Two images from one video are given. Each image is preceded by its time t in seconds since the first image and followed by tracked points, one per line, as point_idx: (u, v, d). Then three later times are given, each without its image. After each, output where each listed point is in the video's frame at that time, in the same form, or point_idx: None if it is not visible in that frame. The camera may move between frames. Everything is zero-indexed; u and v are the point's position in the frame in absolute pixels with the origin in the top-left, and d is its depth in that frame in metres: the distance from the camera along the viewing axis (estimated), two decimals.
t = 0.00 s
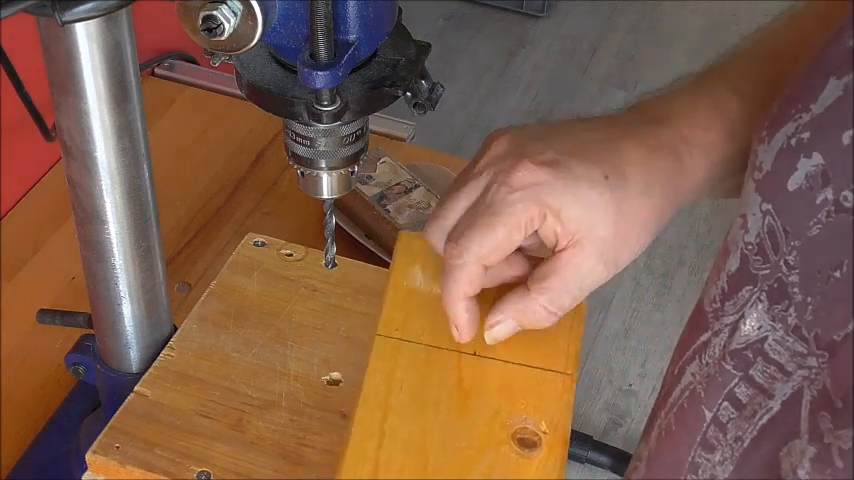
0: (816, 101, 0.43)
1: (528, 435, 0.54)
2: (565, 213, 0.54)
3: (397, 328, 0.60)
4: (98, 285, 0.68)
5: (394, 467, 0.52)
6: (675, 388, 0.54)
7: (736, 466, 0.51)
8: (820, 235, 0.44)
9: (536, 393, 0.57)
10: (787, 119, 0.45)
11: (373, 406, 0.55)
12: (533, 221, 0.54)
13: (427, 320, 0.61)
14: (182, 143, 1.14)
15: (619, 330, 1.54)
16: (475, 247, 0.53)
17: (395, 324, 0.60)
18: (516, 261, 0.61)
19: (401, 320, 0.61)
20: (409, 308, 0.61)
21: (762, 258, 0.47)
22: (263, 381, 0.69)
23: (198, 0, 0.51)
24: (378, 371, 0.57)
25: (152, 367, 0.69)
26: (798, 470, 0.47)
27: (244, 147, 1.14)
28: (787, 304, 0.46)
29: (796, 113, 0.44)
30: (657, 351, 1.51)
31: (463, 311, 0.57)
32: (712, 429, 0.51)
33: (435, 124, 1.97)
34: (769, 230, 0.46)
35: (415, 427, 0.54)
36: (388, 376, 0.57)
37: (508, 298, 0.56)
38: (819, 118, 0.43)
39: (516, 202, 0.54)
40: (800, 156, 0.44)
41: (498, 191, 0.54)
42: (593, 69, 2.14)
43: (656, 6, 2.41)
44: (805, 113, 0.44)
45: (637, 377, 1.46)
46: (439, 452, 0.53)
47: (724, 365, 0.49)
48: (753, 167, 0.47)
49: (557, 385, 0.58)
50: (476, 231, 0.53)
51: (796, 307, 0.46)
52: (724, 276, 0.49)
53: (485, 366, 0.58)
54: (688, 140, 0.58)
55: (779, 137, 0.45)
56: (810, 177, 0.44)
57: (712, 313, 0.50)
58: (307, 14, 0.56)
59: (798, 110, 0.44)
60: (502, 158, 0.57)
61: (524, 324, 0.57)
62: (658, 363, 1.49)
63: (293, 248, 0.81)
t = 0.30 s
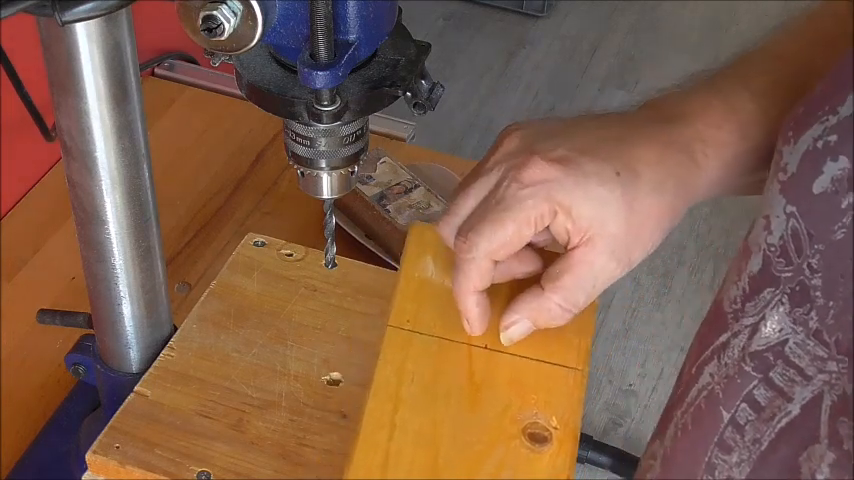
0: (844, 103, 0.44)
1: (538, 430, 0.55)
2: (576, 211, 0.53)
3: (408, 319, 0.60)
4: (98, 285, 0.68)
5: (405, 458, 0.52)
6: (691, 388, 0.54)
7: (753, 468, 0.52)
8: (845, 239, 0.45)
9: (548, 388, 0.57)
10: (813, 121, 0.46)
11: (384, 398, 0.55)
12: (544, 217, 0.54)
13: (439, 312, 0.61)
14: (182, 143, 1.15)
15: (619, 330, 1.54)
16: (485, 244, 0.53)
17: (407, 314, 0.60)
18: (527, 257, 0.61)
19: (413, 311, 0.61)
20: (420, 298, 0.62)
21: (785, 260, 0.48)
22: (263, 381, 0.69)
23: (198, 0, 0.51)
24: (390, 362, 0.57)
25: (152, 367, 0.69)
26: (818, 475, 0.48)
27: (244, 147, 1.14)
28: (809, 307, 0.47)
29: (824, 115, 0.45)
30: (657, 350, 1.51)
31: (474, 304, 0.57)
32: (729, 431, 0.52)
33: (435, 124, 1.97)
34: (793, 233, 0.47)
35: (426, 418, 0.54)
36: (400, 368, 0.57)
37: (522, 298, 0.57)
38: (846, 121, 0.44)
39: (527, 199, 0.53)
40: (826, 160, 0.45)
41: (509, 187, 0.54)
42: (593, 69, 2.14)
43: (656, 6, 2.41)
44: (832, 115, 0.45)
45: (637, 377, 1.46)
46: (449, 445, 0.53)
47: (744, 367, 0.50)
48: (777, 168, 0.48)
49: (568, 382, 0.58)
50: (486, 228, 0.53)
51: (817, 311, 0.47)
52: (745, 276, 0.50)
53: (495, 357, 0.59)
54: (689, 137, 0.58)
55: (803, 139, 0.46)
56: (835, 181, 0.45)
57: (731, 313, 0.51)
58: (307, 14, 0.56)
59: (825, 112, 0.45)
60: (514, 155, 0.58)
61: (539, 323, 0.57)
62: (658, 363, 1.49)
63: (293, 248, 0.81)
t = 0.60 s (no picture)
0: None
1: (547, 435, 0.55)
2: (584, 224, 0.54)
3: (418, 322, 0.61)
4: (99, 285, 0.68)
5: (414, 460, 0.52)
6: (701, 392, 0.55)
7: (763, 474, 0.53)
8: None
9: (557, 392, 0.57)
10: (825, 126, 0.45)
11: (394, 400, 0.55)
12: (551, 231, 0.54)
13: (448, 316, 0.61)
14: (182, 143, 1.15)
15: (619, 330, 1.54)
16: (490, 258, 0.54)
17: (417, 317, 0.61)
18: (535, 270, 0.61)
19: (424, 314, 0.61)
20: (430, 301, 0.62)
21: (797, 267, 0.48)
22: (263, 381, 0.69)
23: (198, 0, 0.51)
24: (399, 364, 0.58)
25: (152, 367, 0.69)
26: None
27: (245, 147, 1.14)
28: (821, 314, 0.47)
29: (835, 121, 0.44)
30: (656, 350, 1.51)
31: (481, 319, 0.57)
32: (739, 436, 0.52)
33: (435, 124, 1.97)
34: (805, 239, 0.47)
35: (435, 420, 0.54)
36: (409, 370, 0.57)
37: (532, 313, 0.56)
38: None
39: (533, 212, 0.54)
40: (838, 166, 0.45)
41: (517, 201, 0.55)
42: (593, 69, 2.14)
43: (656, 6, 2.41)
44: (844, 121, 0.44)
45: (637, 377, 1.46)
46: (458, 447, 0.53)
47: (755, 373, 0.50)
48: (789, 173, 0.48)
49: (578, 386, 0.58)
50: (492, 242, 0.54)
51: (830, 319, 0.47)
52: (756, 281, 0.50)
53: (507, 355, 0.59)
54: (692, 143, 0.58)
55: (816, 144, 0.45)
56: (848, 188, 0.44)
57: (742, 319, 0.51)
58: (307, 14, 0.56)
59: (837, 118, 0.44)
60: (522, 167, 0.58)
61: (550, 338, 0.57)
62: (658, 362, 1.49)
63: (293, 248, 0.81)
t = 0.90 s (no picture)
0: None
1: (548, 441, 0.54)
2: (581, 231, 0.54)
3: (418, 329, 0.61)
4: (99, 285, 0.68)
5: (414, 466, 0.52)
6: (700, 397, 0.55)
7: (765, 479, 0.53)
8: None
9: (557, 397, 0.57)
10: (825, 132, 0.45)
11: (394, 406, 0.55)
12: (548, 238, 0.55)
13: (447, 322, 0.61)
14: (182, 143, 1.15)
15: (619, 330, 1.54)
16: (487, 265, 0.54)
17: (416, 324, 0.61)
18: (535, 276, 0.61)
19: (424, 321, 0.61)
20: (430, 307, 0.62)
21: (797, 272, 0.48)
22: (263, 381, 0.69)
23: (198, 0, 0.51)
24: (399, 371, 0.58)
25: (152, 367, 0.69)
26: None
27: (245, 147, 1.14)
28: (821, 320, 0.47)
29: (836, 126, 0.44)
30: (657, 350, 1.51)
31: (480, 326, 0.57)
32: (740, 442, 0.53)
33: (435, 124, 1.97)
34: (805, 244, 0.47)
35: (435, 427, 0.54)
36: (409, 377, 0.57)
37: (532, 320, 0.57)
38: None
39: (531, 220, 0.54)
40: (839, 172, 0.45)
41: (514, 208, 0.56)
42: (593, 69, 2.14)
43: (656, 6, 2.41)
44: (845, 126, 0.44)
45: (637, 377, 1.46)
46: (458, 454, 0.53)
47: (755, 379, 0.50)
48: (789, 178, 0.48)
49: (578, 392, 0.58)
50: (489, 249, 0.54)
51: (830, 325, 0.47)
52: (756, 287, 0.50)
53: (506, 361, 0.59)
54: (690, 148, 0.58)
55: (817, 149, 0.46)
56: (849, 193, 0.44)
57: (742, 324, 0.51)
58: (307, 14, 0.56)
59: (838, 123, 0.44)
60: (518, 176, 0.58)
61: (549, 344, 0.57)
62: (658, 362, 1.49)
63: (293, 248, 0.81)
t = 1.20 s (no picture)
0: (840, 119, 0.45)
1: (546, 435, 0.55)
2: (579, 227, 0.54)
3: (417, 325, 0.61)
4: (98, 285, 0.68)
5: (412, 463, 0.52)
6: (695, 403, 0.55)
7: None
8: (841, 254, 0.46)
9: (555, 392, 0.57)
10: (811, 135, 0.47)
11: (392, 402, 0.55)
12: (546, 233, 0.55)
13: (446, 318, 0.61)
14: (182, 143, 1.15)
15: (619, 330, 1.54)
16: (487, 259, 0.54)
17: (415, 321, 0.61)
18: (534, 271, 0.61)
19: (423, 317, 0.61)
20: (430, 304, 0.62)
21: (783, 276, 0.49)
22: (263, 381, 0.69)
23: (198, 0, 0.51)
24: (398, 367, 0.58)
25: (152, 367, 0.69)
26: None
27: (245, 147, 1.14)
28: (808, 324, 0.48)
29: (821, 130, 0.46)
30: (656, 350, 1.51)
31: (478, 321, 0.57)
32: (736, 447, 0.53)
33: (435, 124, 1.97)
34: (790, 248, 0.48)
35: (434, 423, 0.54)
36: (408, 372, 0.57)
37: (529, 316, 0.56)
38: (843, 137, 0.45)
39: (530, 215, 0.54)
40: (822, 175, 0.46)
41: (513, 204, 0.56)
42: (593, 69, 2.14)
43: (656, 6, 2.41)
44: (829, 131, 0.45)
45: (637, 377, 1.46)
46: (457, 450, 0.53)
47: (746, 383, 0.51)
48: (775, 184, 0.49)
49: (577, 386, 0.58)
50: (489, 244, 0.54)
51: (817, 327, 0.48)
52: (746, 293, 0.51)
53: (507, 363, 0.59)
54: (689, 149, 0.58)
55: (802, 154, 0.47)
56: (831, 196, 0.46)
57: (734, 330, 0.52)
58: (307, 14, 0.56)
59: (822, 128, 0.46)
60: (518, 172, 0.59)
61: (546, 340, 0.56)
62: (658, 362, 1.49)
63: (293, 247, 0.81)
